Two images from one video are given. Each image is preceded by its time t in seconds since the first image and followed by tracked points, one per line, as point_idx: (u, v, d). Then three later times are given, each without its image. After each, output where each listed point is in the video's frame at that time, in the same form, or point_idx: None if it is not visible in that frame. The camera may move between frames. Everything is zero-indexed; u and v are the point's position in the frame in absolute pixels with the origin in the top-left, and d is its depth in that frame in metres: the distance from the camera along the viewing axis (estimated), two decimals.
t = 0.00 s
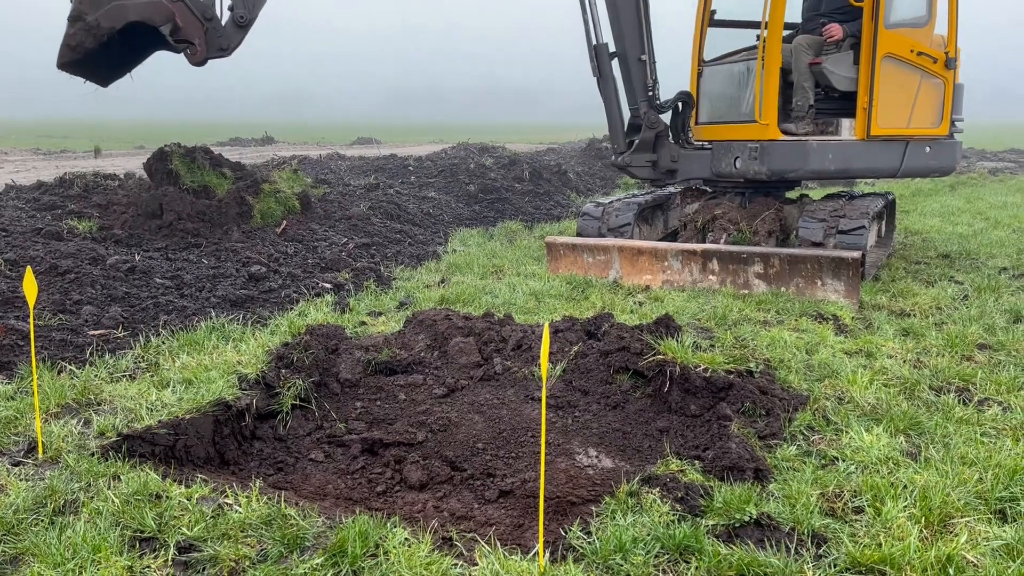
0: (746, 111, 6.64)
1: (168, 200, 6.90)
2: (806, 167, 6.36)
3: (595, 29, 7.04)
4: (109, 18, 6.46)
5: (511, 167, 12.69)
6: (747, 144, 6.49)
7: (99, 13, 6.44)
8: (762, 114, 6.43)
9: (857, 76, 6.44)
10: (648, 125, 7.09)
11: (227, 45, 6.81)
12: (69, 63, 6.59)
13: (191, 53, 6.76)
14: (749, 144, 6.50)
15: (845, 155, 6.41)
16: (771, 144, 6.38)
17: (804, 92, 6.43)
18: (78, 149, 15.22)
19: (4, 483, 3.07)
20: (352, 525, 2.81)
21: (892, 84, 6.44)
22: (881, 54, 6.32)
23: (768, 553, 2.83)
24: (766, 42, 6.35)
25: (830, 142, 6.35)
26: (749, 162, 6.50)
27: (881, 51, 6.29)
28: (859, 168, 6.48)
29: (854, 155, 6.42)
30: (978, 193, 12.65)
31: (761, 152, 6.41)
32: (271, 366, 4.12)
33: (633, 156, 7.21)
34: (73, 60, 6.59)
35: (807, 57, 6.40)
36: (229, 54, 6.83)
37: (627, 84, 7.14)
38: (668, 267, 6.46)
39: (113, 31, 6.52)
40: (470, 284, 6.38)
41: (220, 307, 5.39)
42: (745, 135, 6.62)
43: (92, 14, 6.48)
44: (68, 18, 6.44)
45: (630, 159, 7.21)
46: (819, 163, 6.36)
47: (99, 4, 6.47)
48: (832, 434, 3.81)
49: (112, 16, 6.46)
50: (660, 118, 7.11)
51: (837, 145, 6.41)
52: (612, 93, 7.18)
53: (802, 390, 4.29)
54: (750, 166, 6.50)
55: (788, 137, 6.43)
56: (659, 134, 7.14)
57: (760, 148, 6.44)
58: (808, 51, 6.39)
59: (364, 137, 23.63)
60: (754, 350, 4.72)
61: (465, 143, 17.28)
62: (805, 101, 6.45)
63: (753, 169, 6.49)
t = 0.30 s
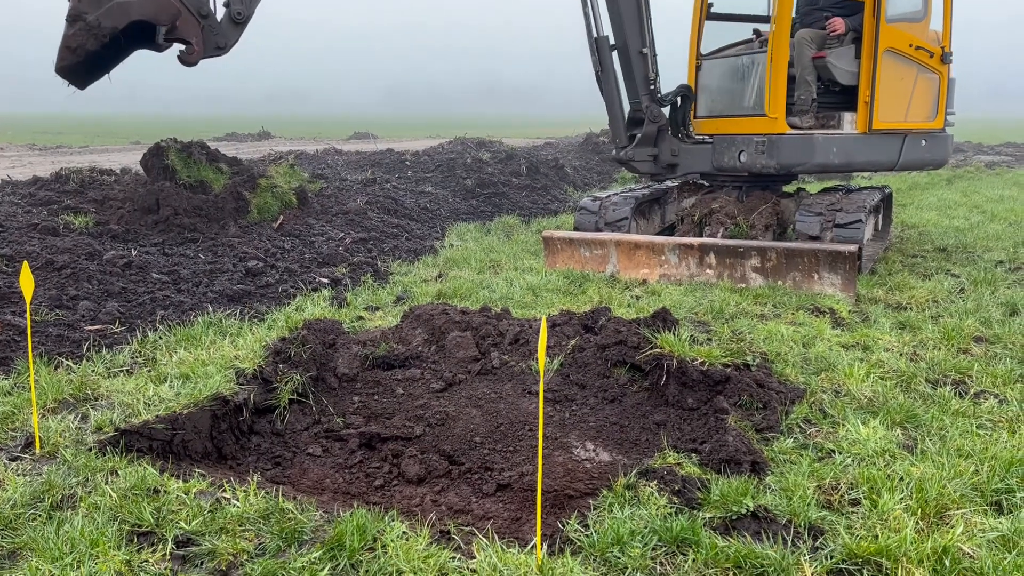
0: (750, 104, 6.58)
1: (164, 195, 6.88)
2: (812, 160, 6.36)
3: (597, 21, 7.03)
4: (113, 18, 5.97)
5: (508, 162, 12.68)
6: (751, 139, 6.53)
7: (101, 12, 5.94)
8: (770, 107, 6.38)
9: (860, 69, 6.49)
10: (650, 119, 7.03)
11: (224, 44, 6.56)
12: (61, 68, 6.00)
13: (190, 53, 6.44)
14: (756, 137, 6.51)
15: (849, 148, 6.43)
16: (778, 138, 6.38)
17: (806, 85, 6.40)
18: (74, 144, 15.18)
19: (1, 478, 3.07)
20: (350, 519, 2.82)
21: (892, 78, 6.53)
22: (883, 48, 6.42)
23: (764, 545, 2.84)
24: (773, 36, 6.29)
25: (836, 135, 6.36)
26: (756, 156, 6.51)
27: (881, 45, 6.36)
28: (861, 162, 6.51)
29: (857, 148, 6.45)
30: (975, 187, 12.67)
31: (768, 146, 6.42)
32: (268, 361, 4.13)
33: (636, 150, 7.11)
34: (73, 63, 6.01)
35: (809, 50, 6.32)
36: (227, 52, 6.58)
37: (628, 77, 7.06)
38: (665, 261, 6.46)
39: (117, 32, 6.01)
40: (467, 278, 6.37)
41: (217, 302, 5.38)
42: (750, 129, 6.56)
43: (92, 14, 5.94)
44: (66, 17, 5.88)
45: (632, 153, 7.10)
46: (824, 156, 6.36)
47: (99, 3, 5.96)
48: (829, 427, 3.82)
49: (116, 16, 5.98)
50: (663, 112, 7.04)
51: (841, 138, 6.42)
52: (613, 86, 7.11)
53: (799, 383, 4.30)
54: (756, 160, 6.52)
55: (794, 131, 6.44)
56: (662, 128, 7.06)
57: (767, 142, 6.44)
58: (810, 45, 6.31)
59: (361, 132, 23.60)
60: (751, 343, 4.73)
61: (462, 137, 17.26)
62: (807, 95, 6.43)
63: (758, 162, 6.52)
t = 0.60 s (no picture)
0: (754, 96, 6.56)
1: (160, 187, 6.86)
2: (817, 150, 6.35)
3: (596, 13, 6.99)
4: (127, 44, 5.18)
5: (505, 154, 12.67)
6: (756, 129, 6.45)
7: (113, 39, 5.13)
8: (778, 98, 6.33)
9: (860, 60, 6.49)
10: (653, 111, 6.99)
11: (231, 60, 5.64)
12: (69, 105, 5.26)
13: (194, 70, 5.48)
14: (763, 128, 6.44)
15: (851, 139, 6.46)
16: (787, 129, 6.32)
17: (808, 76, 6.45)
18: (69, 138, 15.14)
19: None
20: (347, 506, 2.82)
21: (890, 69, 6.58)
22: (886, 40, 6.46)
23: (761, 531, 2.85)
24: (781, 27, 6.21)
25: (840, 126, 6.37)
26: (762, 146, 6.45)
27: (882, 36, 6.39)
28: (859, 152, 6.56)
29: (858, 139, 6.49)
30: (971, 178, 12.69)
31: (776, 136, 6.35)
32: (265, 352, 4.13)
33: (638, 142, 7.07)
34: (86, 96, 5.27)
35: (813, 40, 6.36)
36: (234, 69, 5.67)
37: (629, 68, 7.00)
38: (662, 252, 6.46)
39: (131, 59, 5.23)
40: (464, 270, 6.37)
41: (214, 294, 5.37)
42: (754, 119, 6.53)
43: (101, 41, 5.12)
44: (76, 47, 5.07)
45: (634, 145, 7.07)
46: (829, 147, 6.36)
47: (110, 27, 5.12)
48: (826, 415, 3.83)
49: (130, 42, 5.18)
50: (665, 103, 7.01)
51: (844, 129, 6.43)
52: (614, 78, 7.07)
53: (796, 371, 4.31)
54: (762, 151, 6.46)
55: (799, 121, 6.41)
56: (664, 119, 7.03)
57: (775, 133, 6.37)
58: (814, 36, 6.36)
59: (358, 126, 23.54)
60: (748, 332, 4.74)
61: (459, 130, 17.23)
62: (810, 87, 6.49)
63: (764, 153, 6.45)
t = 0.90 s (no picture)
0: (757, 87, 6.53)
1: (156, 181, 6.84)
2: (820, 142, 6.39)
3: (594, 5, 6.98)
4: (158, 84, 5.79)
5: (501, 148, 12.65)
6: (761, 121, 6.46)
7: (145, 80, 5.74)
8: (784, 89, 6.32)
9: (857, 53, 6.58)
10: (656, 102, 7.00)
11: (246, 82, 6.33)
12: (105, 147, 5.85)
13: (212, 99, 6.06)
14: (767, 120, 6.44)
15: (851, 129, 6.52)
16: (793, 120, 6.32)
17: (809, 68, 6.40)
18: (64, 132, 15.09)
19: None
20: (345, 495, 2.82)
21: (887, 61, 6.66)
22: (883, 32, 6.53)
23: (758, 517, 2.86)
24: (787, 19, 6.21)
25: (841, 117, 6.42)
26: (767, 137, 6.45)
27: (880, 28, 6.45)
28: (859, 142, 6.63)
29: (858, 129, 6.55)
30: (966, 170, 12.69)
31: (782, 128, 6.35)
32: (262, 344, 4.14)
33: (642, 134, 7.02)
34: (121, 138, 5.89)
35: (813, 32, 6.36)
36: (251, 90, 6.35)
37: (629, 61, 7.03)
38: (658, 244, 6.47)
39: (161, 96, 5.85)
40: (460, 262, 6.37)
41: (210, 287, 5.37)
42: (758, 111, 6.52)
43: (134, 84, 5.72)
44: (110, 93, 5.66)
45: (637, 137, 7.02)
46: (832, 138, 6.41)
47: (140, 69, 5.71)
48: (822, 403, 3.84)
49: (161, 80, 5.79)
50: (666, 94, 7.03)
51: (845, 120, 6.48)
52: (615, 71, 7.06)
53: (792, 361, 4.32)
54: (767, 142, 6.45)
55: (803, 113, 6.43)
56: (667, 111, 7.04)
57: (780, 124, 6.37)
58: (814, 28, 6.35)
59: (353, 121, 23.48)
60: (745, 322, 4.76)
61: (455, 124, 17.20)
62: (811, 79, 6.47)
63: (769, 144, 6.46)
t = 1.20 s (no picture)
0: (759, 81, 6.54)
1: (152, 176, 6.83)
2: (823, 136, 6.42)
3: None
4: (201, 115, 5.84)
5: (497, 143, 12.66)
6: (765, 115, 6.49)
7: (189, 114, 5.84)
8: (789, 83, 6.32)
9: (854, 46, 6.60)
10: (658, 96, 6.95)
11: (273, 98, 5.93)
12: (151, 185, 6.26)
13: (237, 122, 5.84)
14: (772, 114, 6.46)
15: (851, 123, 6.57)
16: (798, 114, 6.33)
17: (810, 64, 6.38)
18: (58, 129, 15.05)
19: None
20: (343, 485, 2.83)
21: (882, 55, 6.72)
22: (879, 26, 6.58)
23: (755, 505, 2.88)
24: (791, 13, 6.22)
25: (842, 111, 6.47)
26: (771, 131, 6.48)
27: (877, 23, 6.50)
28: (858, 135, 6.69)
29: (857, 123, 6.61)
30: (961, 164, 12.74)
31: (787, 122, 6.37)
32: (260, 338, 4.14)
33: (644, 128, 7.01)
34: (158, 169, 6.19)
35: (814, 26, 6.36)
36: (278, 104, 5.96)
37: (630, 54, 6.98)
38: (655, 238, 6.48)
39: (206, 126, 5.89)
40: (457, 256, 6.37)
41: (207, 282, 5.37)
42: (762, 104, 6.52)
43: (177, 118, 5.84)
44: (154, 129, 5.84)
45: (640, 132, 7.01)
46: (833, 132, 6.45)
47: (183, 102, 5.81)
48: (818, 394, 3.86)
49: (201, 112, 5.83)
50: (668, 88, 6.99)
51: (846, 114, 6.53)
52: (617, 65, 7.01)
53: (788, 352, 4.34)
54: (771, 136, 6.49)
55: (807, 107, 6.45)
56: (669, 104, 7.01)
57: (785, 118, 6.38)
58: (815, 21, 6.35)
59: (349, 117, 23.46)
60: (741, 314, 4.77)
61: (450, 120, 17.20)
62: (811, 73, 6.48)
63: (773, 137, 6.49)
